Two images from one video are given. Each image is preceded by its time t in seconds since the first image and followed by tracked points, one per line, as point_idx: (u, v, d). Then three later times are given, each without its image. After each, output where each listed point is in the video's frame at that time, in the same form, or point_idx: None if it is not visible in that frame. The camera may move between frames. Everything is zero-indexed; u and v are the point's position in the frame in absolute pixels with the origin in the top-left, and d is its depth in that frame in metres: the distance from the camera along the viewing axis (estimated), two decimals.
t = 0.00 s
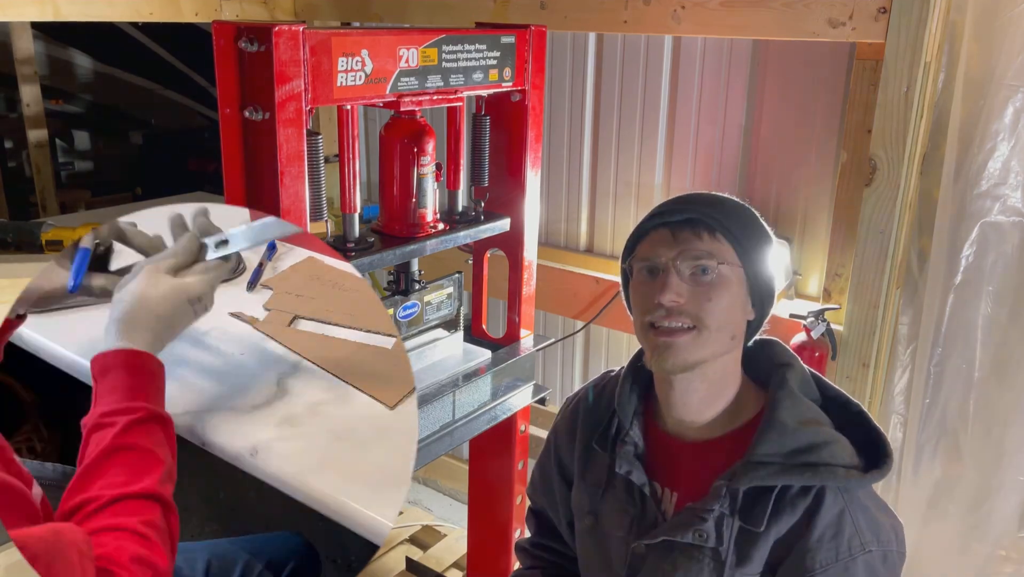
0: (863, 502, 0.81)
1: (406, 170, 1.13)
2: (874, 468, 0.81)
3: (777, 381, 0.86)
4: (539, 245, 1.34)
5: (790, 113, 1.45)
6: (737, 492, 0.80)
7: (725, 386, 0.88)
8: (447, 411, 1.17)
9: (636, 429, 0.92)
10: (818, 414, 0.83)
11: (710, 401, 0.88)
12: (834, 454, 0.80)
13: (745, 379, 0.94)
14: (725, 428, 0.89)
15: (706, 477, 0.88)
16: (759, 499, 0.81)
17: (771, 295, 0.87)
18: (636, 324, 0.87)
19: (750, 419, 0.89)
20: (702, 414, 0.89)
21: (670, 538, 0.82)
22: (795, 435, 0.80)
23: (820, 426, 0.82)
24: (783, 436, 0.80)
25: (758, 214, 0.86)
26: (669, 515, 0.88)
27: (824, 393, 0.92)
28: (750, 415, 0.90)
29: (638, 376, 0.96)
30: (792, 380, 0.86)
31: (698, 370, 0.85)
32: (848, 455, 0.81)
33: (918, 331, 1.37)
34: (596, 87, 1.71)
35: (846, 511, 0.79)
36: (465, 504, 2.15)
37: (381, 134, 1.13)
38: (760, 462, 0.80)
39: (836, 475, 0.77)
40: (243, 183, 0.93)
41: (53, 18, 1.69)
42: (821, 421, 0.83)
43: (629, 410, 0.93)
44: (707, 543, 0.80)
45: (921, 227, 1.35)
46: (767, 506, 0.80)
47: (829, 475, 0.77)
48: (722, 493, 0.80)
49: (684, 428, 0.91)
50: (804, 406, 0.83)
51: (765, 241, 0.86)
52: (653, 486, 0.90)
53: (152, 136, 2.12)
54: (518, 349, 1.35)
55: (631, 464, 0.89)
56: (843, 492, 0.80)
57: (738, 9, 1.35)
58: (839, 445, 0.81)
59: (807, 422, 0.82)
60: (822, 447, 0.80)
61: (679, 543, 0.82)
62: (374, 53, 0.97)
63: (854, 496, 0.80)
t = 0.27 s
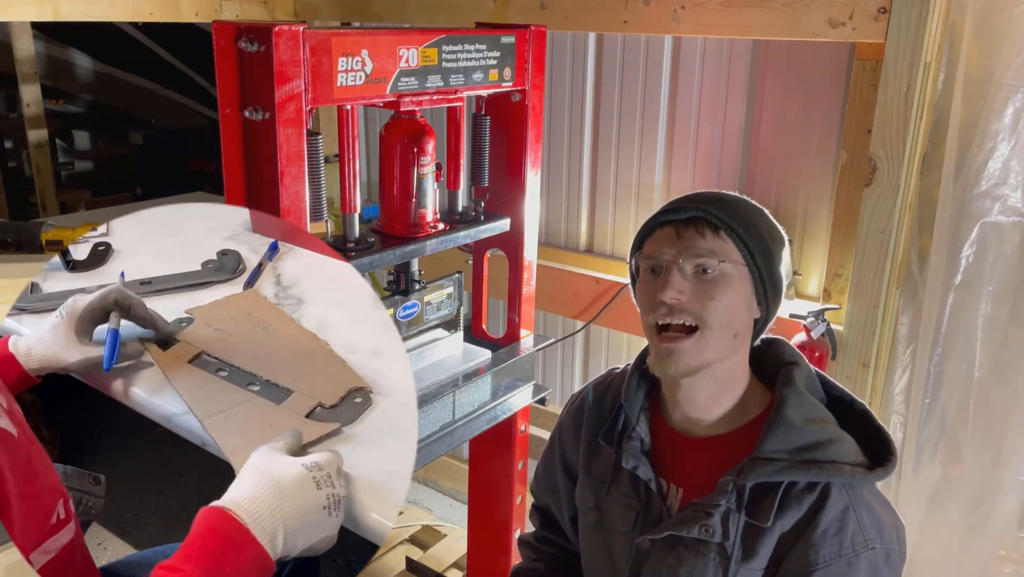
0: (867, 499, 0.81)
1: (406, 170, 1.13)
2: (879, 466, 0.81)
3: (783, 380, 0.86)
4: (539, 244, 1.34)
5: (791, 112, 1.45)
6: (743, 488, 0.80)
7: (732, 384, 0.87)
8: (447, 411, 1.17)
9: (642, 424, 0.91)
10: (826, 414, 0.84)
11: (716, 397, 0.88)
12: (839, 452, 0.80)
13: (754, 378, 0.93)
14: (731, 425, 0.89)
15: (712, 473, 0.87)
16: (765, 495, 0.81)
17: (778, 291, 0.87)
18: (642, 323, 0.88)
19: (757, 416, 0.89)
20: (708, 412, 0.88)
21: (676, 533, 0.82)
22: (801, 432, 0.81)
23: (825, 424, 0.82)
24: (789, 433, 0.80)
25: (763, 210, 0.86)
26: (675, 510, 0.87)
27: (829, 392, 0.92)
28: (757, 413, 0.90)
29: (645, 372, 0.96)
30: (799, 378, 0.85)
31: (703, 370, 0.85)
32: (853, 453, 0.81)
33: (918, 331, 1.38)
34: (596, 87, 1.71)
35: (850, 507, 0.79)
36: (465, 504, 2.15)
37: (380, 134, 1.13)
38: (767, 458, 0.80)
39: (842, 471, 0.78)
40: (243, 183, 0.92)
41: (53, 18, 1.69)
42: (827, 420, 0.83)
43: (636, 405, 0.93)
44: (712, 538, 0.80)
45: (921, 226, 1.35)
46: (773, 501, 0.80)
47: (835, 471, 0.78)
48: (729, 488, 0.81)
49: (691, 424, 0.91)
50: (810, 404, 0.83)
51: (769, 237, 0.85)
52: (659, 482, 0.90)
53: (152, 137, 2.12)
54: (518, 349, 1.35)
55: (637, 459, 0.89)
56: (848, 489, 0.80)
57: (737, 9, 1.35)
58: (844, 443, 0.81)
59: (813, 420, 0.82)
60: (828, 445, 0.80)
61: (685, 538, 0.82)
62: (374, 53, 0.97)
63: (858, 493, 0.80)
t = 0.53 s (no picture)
0: (876, 507, 0.80)
1: (406, 170, 1.13)
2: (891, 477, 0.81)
3: (800, 383, 0.85)
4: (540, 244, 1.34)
5: (791, 113, 1.46)
6: (751, 487, 0.80)
7: (739, 387, 0.87)
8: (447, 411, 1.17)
9: (658, 419, 0.92)
10: (841, 422, 0.83)
11: (730, 396, 0.88)
12: (851, 458, 0.80)
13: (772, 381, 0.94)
14: (748, 424, 0.89)
15: (723, 471, 0.87)
16: (772, 495, 0.80)
17: (785, 297, 0.85)
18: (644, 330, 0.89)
19: (772, 418, 0.89)
20: (721, 410, 0.89)
21: (683, 528, 0.82)
22: (814, 436, 0.81)
23: (839, 431, 0.82)
24: (801, 435, 0.80)
25: (763, 216, 0.83)
26: (685, 505, 0.87)
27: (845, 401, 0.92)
28: (773, 414, 0.90)
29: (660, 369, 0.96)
30: (817, 383, 0.85)
31: (704, 377, 0.86)
32: (865, 461, 0.81)
33: (917, 331, 1.38)
34: (596, 88, 1.71)
35: (857, 512, 0.78)
36: (465, 504, 2.16)
37: (381, 134, 1.13)
38: (776, 459, 0.80)
39: (852, 476, 0.78)
40: (243, 183, 0.92)
41: (53, 18, 1.69)
42: (842, 427, 0.83)
43: (653, 400, 0.93)
44: (719, 535, 0.80)
45: (922, 226, 1.35)
46: (780, 502, 0.79)
47: (844, 475, 0.77)
48: (737, 486, 0.81)
49: (705, 421, 0.91)
50: (826, 409, 0.83)
51: (769, 244, 0.83)
52: (671, 477, 0.90)
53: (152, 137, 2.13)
54: (518, 349, 1.35)
55: (651, 453, 0.90)
56: (857, 495, 0.79)
57: (737, 9, 1.35)
58: (856, 450, 0.81)
59: (828, 426, 0.82)
60: (840, 450, 0.80)
61: (691, 534, 0.82)
62: (374, 53, 0.97)
63: (868, 501, 0.80)
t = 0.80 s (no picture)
0: (879, 508, 0.79)
1: (406, 170, 1.13)
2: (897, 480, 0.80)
3: (809, 387, 0.85)
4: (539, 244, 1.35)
5: (792, 113, 1.46)
6: (754, 487, 0.81)
7: (756, 388, 0.87)
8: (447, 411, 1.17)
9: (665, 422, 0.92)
10: (847, 424, 0.83)
11: (739, 401, 0.87)
12: (856, 459, 0.79)
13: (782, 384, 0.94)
14: (756, 427, 0.89)
15: (729, 474, 0.88)
16: (774, 496, 0.81)
17: (802, 294, 0.86)
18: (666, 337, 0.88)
19: (780, 421, 0.89)
20: (730, 414, 0.89)
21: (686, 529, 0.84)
22: (819, 437, 0.80)
23: (846, 434, 0.82)
24: (806, 437, 0.80)
25: (783, 217, 0.84)
26: (690, 510, 0.88)
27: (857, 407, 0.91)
28: (782, 417, 0.89)
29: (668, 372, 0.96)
30: (825, 387, 0.85)
31: (725, 380, 0.86)
32: (871, 463, 0.80)
33: (917, 331, 1.38)
34: (596, 88, 1.71)
35: (856, 508, 0.77)
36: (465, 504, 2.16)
37: (380, 134, 1.13)
38: (779, 460, 0.80)
39: (856, 475, 0.77)
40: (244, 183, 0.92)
41: (53, 17, 1.69)
42: (847, 429, 0.83)
43: (660, 403, 0.94)
44: (720, 534, 0.81)
45: (922, 226, 1.35)
46: (781, 503, 0.80)
47: (846, 474, 0.77)
48: (740, 486, 0.82)
49: (713, 425, 0.91)
50: (833, 413, 0.82)
51: (790, 243, 0.83)
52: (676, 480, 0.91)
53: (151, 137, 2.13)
54: (518, 348, 1.35)
55: (657, 457, 0.91)
56: (858, 493, 0.78)
57: (737, 10, 1.35)
58: (862, 453, 0.80)
59: (834, 428, 0.81)
60: (845, 451, 0.80)
61: (692, 535, 0.83)
62: (374, 53, 0.97)
63: (871, 501, 0.78)
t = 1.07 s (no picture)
0: (866, 503, 0.79)
1: (406, 170, 1.13)
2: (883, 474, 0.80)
3: (792, 383, 0.85)
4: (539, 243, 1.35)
5: (791, 112, 1.46)
6: (739, 487, 0.81)
7: (739, 384, 0.87)
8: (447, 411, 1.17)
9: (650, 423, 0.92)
10: (833, 420, 0.83)
11: (724, 398, 0.88)
12: (840, 456, 0.80)
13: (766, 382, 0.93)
14: (742, 426, 0.89)
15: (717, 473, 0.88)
16: (761, 494, 0.81)
17: (785, 296, 0.87)
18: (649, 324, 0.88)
19: (764, 420, 0.89)
20: (717, 412, 0.88)
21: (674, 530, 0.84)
22: (803, 435, 0.81)
23: (829, 429, 0.82)
24: (790, 435, 0.80)
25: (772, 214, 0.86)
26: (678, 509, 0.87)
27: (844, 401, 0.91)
28: (767, 414, 0.90)
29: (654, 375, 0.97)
30: (809, 383, 0.84)
31: (709, 370, 0.85)
32: (854, 458, 0.81)
33: (917, 331, 1.38)
34: (596, 88, 1.71)
35: (842, 505, 0.78)
36: (466, 504, 2.16)
37: (380, 134, 1.13)
38: (764, 458, 0.81)
39: (840, 472, 0.77)
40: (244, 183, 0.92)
41: (53, 17, 1.69)
42: (832, 424, 0.83)
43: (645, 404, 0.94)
44: (706, 533, 0.82)
45: (922, 226, 1.35)
46: (767, 502, 0.80)
47: (830, 471, 0.77)
48: (725, 486, 0.82)
49: (699, 425, 0.91)
50: (817, 408, 0.82)
51: (778, 239, 0.85)
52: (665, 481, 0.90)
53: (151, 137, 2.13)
54: (518, 348, 1.35)
55: (643, 458, 0.90)
56: (843, 489, 0.79)
57: (738, 10, 1.35)
58: (848, 448, 0.81)
59: (817, 424, 0.82)
60: (829, 448, 0.80)
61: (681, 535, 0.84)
62: (374, 53, 0.97)
63: (856, 496, 0.79)
